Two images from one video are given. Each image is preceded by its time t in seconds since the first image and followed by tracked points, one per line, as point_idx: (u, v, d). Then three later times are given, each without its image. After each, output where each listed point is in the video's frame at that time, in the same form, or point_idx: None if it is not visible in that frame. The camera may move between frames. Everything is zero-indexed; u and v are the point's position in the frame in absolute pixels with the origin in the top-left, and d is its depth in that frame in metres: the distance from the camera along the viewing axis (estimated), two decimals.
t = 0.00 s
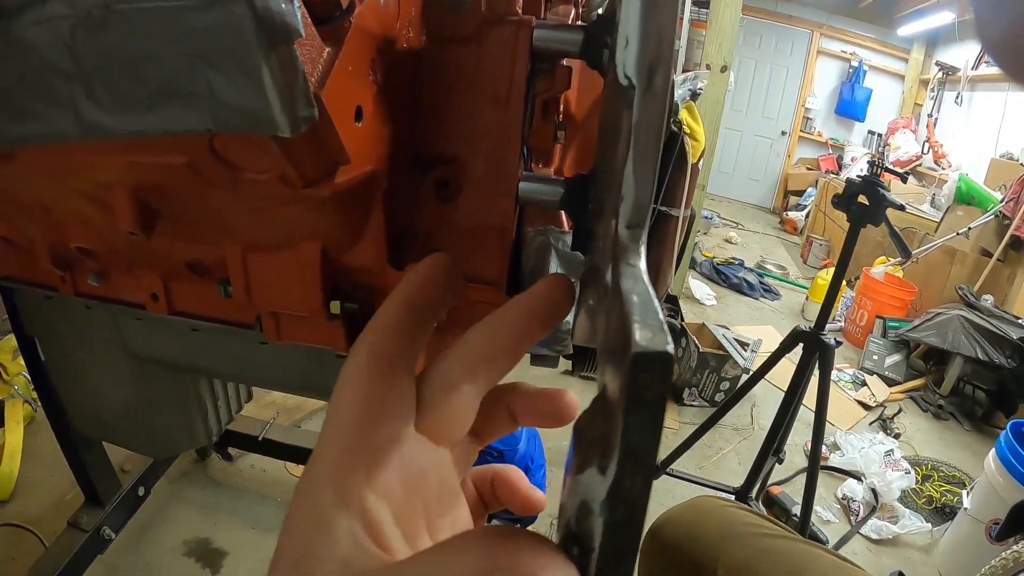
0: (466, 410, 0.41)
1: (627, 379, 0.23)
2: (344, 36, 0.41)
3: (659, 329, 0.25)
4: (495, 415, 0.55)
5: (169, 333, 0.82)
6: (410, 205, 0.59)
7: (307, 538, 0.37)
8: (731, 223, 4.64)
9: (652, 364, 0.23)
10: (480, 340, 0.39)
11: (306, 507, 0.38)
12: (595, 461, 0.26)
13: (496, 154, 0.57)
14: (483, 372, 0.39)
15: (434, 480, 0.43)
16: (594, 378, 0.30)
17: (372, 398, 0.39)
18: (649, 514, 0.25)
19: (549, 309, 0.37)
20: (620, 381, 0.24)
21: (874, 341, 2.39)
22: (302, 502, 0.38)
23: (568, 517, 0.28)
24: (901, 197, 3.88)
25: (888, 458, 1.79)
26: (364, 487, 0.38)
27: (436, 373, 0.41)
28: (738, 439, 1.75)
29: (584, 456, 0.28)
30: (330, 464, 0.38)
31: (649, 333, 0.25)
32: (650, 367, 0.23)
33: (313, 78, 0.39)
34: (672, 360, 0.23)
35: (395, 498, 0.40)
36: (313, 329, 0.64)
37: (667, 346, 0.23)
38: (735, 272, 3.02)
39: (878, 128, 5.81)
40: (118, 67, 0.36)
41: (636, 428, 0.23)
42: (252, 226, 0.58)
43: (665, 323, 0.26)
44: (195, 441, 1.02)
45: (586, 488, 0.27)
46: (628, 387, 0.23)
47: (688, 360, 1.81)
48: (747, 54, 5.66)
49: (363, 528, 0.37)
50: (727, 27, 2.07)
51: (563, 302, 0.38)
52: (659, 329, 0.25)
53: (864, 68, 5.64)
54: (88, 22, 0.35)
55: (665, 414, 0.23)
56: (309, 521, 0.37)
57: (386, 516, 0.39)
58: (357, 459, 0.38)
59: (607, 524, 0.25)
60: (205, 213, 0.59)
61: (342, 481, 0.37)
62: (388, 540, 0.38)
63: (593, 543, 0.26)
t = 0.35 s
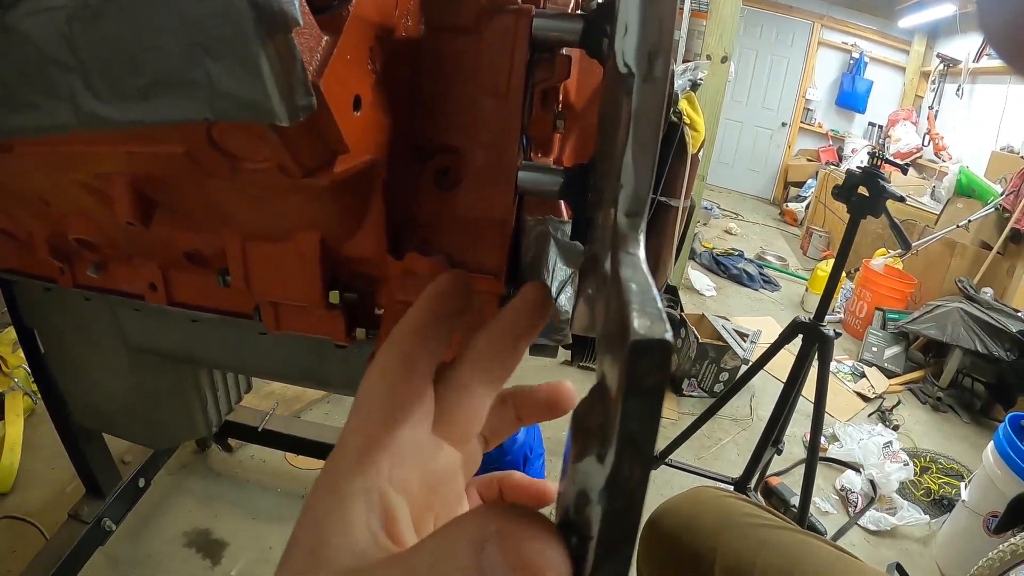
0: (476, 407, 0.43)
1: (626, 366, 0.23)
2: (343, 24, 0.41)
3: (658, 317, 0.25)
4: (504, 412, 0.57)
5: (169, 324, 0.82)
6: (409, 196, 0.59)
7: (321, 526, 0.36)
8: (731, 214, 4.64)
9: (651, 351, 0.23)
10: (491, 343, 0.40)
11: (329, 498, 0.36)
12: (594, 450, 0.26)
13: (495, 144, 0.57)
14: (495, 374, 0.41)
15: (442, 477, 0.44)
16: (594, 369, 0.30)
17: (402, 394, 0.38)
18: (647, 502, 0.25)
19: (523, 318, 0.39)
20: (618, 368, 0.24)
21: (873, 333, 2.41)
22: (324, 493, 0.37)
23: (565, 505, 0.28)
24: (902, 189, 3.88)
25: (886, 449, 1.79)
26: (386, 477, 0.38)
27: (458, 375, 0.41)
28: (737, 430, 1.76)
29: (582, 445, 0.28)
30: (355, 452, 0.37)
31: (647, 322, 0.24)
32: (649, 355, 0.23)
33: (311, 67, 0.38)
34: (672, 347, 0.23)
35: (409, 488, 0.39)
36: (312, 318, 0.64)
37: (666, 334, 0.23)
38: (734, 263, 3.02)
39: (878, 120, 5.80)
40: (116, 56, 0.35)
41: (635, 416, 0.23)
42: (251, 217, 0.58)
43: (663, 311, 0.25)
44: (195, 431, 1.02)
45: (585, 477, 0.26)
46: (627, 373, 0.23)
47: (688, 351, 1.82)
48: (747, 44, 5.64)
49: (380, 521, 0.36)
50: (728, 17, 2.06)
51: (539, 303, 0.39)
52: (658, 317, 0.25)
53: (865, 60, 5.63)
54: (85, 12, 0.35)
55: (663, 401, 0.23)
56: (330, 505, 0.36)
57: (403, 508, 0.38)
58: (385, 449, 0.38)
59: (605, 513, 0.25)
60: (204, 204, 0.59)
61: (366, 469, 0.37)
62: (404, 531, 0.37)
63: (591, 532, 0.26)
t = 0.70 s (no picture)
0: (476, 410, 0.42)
1: (623, 361, 0.23)
2: (341, 18, 0.41)
3: (654, 312, 0.25)
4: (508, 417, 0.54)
5: (168, 320, 0.82)
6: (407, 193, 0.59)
7: (311, 517, 0.35)
8: (730, 210, 4.63)
9: (648, 345, 0.23)
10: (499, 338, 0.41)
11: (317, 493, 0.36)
12: (590, 444, 0.26)
13: (494, 140, 0.57)
14: (494, 375, 0.42)
15: (439, 482, 0.43)
16: (590, 363, 0.30)
17: (396, 390, 0.39)
18: (643, 496, 0.25)
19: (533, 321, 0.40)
20: (615, 363, 0.24)
21: (872, 329, 2.40)
22: (313, 488, 0.36)
23: (561, 501, 0.28)
24: (901, 184, 3.88)
25: (885, 445, 1.79)
26: (376, 471, 0.37)
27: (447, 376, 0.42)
28: (735, 426, 1.76)
29: (578, 440, 0.28)
30: (345, 446, 0.37)
31: (643, 316, 0.24)
32: (645, 349, 0.23)
33: (309, 62, 0.38)
34: (667, 342, 0.23)
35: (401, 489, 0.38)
36: (310, 314, 0.64)
37: (662, 329, 0.23)
38: (733, 259, 3.02)
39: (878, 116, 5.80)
40: (114, 53, 0.35)
41: (631, 410, 0.23)
42: (251, 213, 0.58)
43: (659, 307, 0.25)
44: (195, 427, 1.02)
45: (581, 472, 0.26)
46: (624, 368, 0.23)
47: (687, 346, 1.83)
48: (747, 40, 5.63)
49: (371, 517, 0.36)
50: (727, 13, 2.06)
51: (557, 310, 0.41)
52: (654, 312, 0.25)
53: (865, 56, 5.62)
54: (82, 8, 0.35)
55: (660, 395, 0.23)
56: (317, 496, 0.36)
57: (394, 503, 0.38)
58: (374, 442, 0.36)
59: (601, 507, 0.25)
60: (203, 200, 0.59)
61: (355, 463, 0.37)
62: (394, 525, 0.36)
63: (587, 527, 0.26)
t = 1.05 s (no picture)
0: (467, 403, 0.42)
1: (615, 361, 0.23)
2: (338, 20, 0.41)
3: (647, 312, 0.25)
4: (492, 412, 0.56)
5: (167, 320, 0.82)
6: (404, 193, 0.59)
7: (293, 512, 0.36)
8: (729, 208, 4.63)
9: (639, 345, 0.23)
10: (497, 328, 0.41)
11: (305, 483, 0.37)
12: (583, 443, 0.26)
13: (491, 140, 0.57)
14: (484, 371, 0.42)
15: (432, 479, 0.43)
16: (585, 362, 0.30)
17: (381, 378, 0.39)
18: (634, 494, 0.25)
19: (537, 312, 0.40)
20: (608, 362, 0.24)
21: (870, 327, 2.40)
22: (295, 480, 0.37)
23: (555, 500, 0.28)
24: (900, 183, 3.88)
25: (883, 444, 1.80)
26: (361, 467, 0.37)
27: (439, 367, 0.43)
28: (734, 424, 1.77)
29: (572, 439, 0.28)
30: (330, 439, 0.37)
31: (636, 317, 0.25)
32: (637, 349, 0.23)
33: (306, 64, 0.38)
34: (659, 342, 0.23)
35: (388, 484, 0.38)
36: (309, 315, 0.64)
37: (654, 330, 0.23)
38: (732, 258, 3.02)
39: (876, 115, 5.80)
40: (113, 54, 0.36)
41: (624, 409, 0.23)
42: (250, 215, 0.58)
43: (652, 307, 0.26)
44: (194, 426, 1.03)
45: (574, 471, 0.26)
46: (616, 368, 0.23)
47: (687, 344, 1.85)
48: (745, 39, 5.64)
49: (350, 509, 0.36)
50: (726, 12, 2.06)
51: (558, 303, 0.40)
52: (646, 312, 0.25)
53: (864, 54, 5.62)
54: (81, 10, 0.35)
55: (652, 393, 0.23)
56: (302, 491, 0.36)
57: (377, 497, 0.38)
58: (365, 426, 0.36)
59: (595, 506, 0.25)
60: (202, 201, 0.59)
61: (337, 458, 0.37)
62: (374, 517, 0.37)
63: (580, 525, 0.26)
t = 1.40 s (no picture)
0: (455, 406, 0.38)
1: (606, 368, 0.23)
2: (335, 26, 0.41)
3: (638, 320, 0.25)
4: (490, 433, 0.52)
5: (166, 324, 0.82)
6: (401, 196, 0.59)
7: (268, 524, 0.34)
8: (729, 209, 4.63)
9: (629, 354, 0.23)
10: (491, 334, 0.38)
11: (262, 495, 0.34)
12: (575, 449, 0.26)
13: (487, 143, 0.57)
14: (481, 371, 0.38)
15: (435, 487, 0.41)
16: (578, 367, 0.30)
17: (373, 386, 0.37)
18: (625, 499, 0.25)
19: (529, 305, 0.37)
20: (600, 369, 0.25)
21: (870, 327, 2.41)
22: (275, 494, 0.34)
23: (549, 506, 0.28)
24: (899, 183, 3.88)
25: (883, 444, 1.80)
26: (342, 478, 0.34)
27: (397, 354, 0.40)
28: (733, 425, 1.77)
29: (565, 445, 0.28)
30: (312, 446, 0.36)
31: (627, 324, 0.25)
32: (629, 357, 0.23)
33: (302, 70, 0.38)
34: (650, 350, 0.23)
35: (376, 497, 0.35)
36: (310, 317, 0.65)
37: (645, 338, 0.23)
38: (732, 259, 3.03)
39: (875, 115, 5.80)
40: (110, 61, 0.36)
41: (615, 416, 0.24)
42: (247, 217, 0.58)
43: (643, 315, 0.26)
44: (193, 429, 1.03)
45: (567, 477, 0.27)
46: (607, 375, 0.23)
47: (687, 346, 1.86)
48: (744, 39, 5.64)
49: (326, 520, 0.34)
50: (724, 13, 2.06)
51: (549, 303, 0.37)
52: (637, 320, 0.25)
53: (862, 55, 5.62)
54: (78, 17, 0.35)
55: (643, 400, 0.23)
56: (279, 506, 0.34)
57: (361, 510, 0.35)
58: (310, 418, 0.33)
59: (586, 512, 0.25)
60: (200, 206, 0.59)
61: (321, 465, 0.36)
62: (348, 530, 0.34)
63: (572, 532, 0.26)
